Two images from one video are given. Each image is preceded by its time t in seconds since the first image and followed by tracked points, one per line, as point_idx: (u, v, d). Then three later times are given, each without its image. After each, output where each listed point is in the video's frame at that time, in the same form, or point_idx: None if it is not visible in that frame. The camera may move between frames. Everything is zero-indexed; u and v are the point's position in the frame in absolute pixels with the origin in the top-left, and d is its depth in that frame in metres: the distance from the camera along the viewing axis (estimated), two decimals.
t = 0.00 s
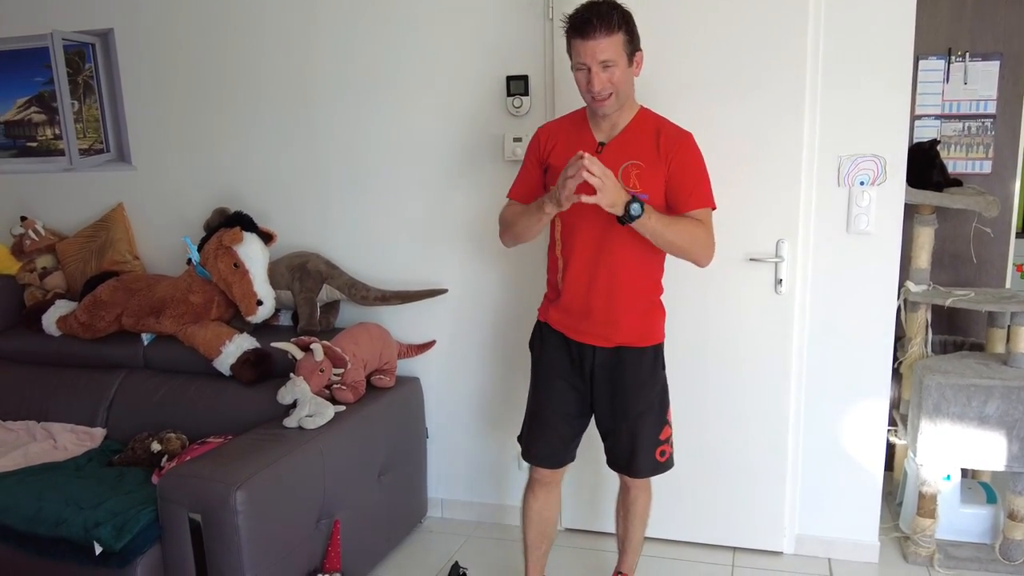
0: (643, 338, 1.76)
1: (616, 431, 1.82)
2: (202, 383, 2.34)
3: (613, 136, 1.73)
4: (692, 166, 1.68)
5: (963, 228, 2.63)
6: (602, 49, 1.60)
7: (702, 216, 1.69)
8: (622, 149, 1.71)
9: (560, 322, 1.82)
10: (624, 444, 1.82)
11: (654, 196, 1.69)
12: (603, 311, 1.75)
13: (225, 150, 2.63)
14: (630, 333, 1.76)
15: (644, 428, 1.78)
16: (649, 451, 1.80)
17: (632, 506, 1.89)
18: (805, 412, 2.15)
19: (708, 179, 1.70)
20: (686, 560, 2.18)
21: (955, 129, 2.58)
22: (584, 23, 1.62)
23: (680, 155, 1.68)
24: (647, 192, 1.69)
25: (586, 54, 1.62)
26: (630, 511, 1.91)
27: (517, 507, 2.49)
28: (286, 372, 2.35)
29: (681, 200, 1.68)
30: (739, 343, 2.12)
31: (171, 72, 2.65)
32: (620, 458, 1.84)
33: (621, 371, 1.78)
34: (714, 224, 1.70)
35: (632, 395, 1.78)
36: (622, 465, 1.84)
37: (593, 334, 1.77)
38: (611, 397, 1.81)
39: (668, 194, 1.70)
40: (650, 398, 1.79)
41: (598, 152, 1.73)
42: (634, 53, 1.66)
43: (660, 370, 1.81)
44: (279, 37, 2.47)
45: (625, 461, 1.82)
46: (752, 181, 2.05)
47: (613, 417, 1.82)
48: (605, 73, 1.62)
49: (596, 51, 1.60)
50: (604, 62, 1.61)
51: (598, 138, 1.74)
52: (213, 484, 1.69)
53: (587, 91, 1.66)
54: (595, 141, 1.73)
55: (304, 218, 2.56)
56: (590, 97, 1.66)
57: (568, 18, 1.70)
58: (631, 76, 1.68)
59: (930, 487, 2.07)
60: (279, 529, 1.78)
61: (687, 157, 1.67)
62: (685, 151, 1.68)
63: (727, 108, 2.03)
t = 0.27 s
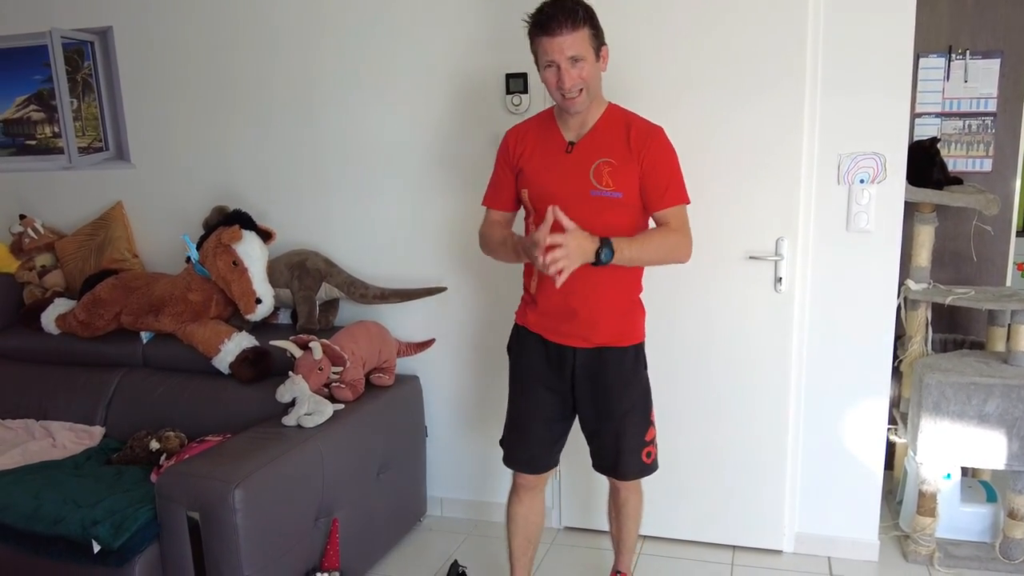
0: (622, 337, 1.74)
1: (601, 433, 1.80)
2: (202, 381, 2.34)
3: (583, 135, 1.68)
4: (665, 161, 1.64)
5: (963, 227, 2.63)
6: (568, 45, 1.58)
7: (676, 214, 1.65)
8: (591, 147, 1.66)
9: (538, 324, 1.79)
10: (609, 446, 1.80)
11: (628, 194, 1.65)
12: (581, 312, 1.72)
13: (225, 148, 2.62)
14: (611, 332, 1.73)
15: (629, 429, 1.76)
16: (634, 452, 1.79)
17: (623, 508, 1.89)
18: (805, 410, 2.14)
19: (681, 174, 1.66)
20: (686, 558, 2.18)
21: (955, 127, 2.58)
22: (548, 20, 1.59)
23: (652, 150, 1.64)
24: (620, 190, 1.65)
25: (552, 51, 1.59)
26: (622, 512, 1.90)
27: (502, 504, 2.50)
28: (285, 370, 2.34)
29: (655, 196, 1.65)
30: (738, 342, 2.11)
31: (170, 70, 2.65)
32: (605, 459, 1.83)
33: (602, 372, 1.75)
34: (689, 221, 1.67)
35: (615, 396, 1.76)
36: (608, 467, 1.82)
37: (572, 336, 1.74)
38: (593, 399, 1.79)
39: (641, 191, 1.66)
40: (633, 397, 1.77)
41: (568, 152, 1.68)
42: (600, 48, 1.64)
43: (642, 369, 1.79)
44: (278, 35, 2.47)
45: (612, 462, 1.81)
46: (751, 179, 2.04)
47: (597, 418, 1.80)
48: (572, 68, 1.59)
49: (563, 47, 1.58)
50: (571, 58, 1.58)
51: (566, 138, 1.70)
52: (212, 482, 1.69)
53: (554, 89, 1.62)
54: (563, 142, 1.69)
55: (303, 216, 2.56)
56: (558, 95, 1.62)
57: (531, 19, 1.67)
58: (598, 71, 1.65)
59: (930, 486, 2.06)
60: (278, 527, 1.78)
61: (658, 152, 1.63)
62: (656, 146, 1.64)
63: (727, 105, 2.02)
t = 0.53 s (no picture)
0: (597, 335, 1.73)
1: (578, 438, 1.77)
2: (203, 380, 2.34)
3: (538, 133, 1.63)
4: (625, 155, 1.63)
5: (965, 226, 2.62)
6: (519, 31, 1.55)
7: (641, 208, 1.65)
8: (550, 147, 1.62)
9: (511, 330, 1.74)
10: (588, 449, 1.78)
11: (592, 193, 1.62)
12: (555, 315, 1.70)
13: (225, 146, 2.62)
14: (585, 332, 1.72)
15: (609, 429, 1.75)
16: (615, 449, 1.78)
17: (613, 514, 1.88)
18: (806, 409, 2.14)
19: (641, 166, 1.65)
20: (687, 558, 2.18)
21: (957, 126, 2.57)
22: (499, 6, 1.56)
23: (613, 146, 1.61)
24: (584, 190, 1.61)
25: (503, 37, 1.55)
26: (612, 517, 1.89)
27: (489, 501, 2.52)
28: (285, 370, 2.33)
29: (619, 192, 1.64)
30: (739, 341, 2.11)
31: (170, 69, 2.65)
32: (585, 463, 1.80)
33: (579, 373, 1.74)
34: (654, 213, 1.67)
35: (592, 395, 1.75)
36: (589, 470, 1.80)
37: (548, 338, 1.71)
38: (568, 401, 1.76)
39: (604, 188, 1.64)
40: (610, 397, 1.76)
41: (526, 155, 1.63)
42: (551, 39, 1.61)
43: (615, 366, 1.78)
44: (278, 34, 2.47)
45: (592, 466, 1.78)
46: (752, 178, 2.04)
47: (573, 422, 1.77)
48: (524, 56, 1.56)
49: (514, 33, 1.55)
50: (522, 44, 1.55)
51: (522, 138, 1.64)
52: (212, 482, 1.69)
53: (506, 77, 1.58)
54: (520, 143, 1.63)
55: (303, 215, 2.56)
56: (510, 85, 1.58)
57: (479, 10, 1.64)
58: (550, 64, 1.62)
59: (931, 485, 2.06)
60: (279, 527, 1.78)
61: (618, 148, 1.61)
62: (615, 141, 1.62)
63: (727, 104, 2.02)
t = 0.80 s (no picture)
0: (587, 331, 1.75)
1: (577, 430, 1.79)
2: (203, 380, 2.34)
3: (515, 134, 1.63)
4: (601, 152, 1.66)
5: (965, 226, 2.62)
6: (494, 29, 1.55)
7: (618, 204, 1.69)
8: (528, 147, 1.62)
9: (502, 334, 1.73)
10: (587, 440, 1.79)
11: (573, 191, 1.65)
12: (544, 315, 1.70)
13: (226, 146, 2.62)
14: (573, 329, 1.73)
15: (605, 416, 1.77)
16: (612, 439, 1.80)
17: (606, 502, 1.90)
18: (806, 410, 2.14)
19: (616, 162, 1.69)
20: (688, 558, 2.18)
21: (958, 126, 2.57)
22: (472, 5, 1.56)
23: (589, 143, 1.65)
24: (565, 188, 1.64)
25: (477, 35, 1.55)
26: (605, 503, 1.91)
27: (486, 499, 2.52)
28: (286, 369, 2.34)
29: (596, 188, 1.67)
30: (739, 341, 2.11)
31: (171, 68, 2.65)
32: (585, 454, 1.81)
33: (572, 366, 1.75)
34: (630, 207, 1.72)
35: (588, 387, 1.76)
36: (590, 461, 1.81)
37: (541, 338, 1.71)
38: (565, 394, 1.77)
39: (582, 186, 1.67)
40: (603, 386, 1.78)
41: (505, 156, 1.62)
42: (524, 39, 1.62)
43: (606, 357, 1.80)
44: (279, 34, 2.47)
45: (592, 455, 1.80)
46: (753, 178, 2.04)
47: (569, 414, 1.79)
48: (499, 54, 1.56)
49: (488, 30, 1.55)
50: (497, 42, 1.56)
51: (499, 139, 1.64)
52: (213, 481, 1.69)
53: (481, 76, 1.57)
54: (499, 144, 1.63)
55: (304, 215, 2.56)
56: (485, 83, 1.58)
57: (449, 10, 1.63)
58: (523, 63, 1.63)
59: (932, 485, 2.06)
60: (280, 527, 1.78)
61: (593, 144, 1.64)
62: (590, 138, 1.65)
63: (728, 104, 2.02)
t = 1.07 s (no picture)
0: (585, 330, 1.75)
1: (571, 430, 1.80)
2: (204, 379, 2.35)
3: (518, 129, 1.64)
4: (602, 150, 1.68)
5: (966, 226, 2.62)
6: (499, 17, 1.58)
7: (619, 202, 1.70)
8: (530, 142, 1.63)
9: (502, 332, 1.73)
10: (583, 440, 1.81)
11: (575, 186, 1.65)
12: (545, 313, 1.69)
13: (227, 146, 2.63)
14: (573, 327, 1.73)
15: (602, 415, 1.78)
16: (608, 439, 1.81)
17: (602, 492, 1.92)
18: (807, 409, 2.14)
19: (617, 160, 1.70)
20: (689, 557, 2.18)
21: (959, 126, 2.57)
22: None
23: (591, 141, 1.66)
24: (567, 184, 1.64)
25: (483, 22, 1.59)
26: (602, 495, 1.93)
27: (486, 499, 2.53)
28: (286, 367, 2.36)
29: (598, 186, 1.68)
30: (740, 341, 2.12)
31: (173, 68, 2.66)
32: (581, 454, 1.82)
33: (570, 365, 1.76)
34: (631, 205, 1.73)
35: (585, 387, 1.77)
36: (585, 462, 1.82)
37: (541, 337, 1.71)
38: (562, 393, 1.78)
39: (583, 183, 1.68)
40: (599, 386, 1.79)
41: (508, 150, 1.63)
42: (528, 34, 1.65)
43: (604, 357, 1.81)
44: (281, 34, 2.48)
45: (587, 456, 1.81)
46: (754, 178, 2.04)
47: (566, 413, 1.80)
48: (504, 42, 1.58)
49: (494, 18, 1.58)
50: (502, 30, 1.58)
51: (501, 135, 1.65)
52: (214, 480, 1.70)
53: (486, 63, 1.59)
54: (502, 139, 1.63)
55: (305, 215, 2.57)
56: (489, 71, 1.59)
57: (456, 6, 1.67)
58: (526, 58, 1.65)
59: (932, 485, 2.07)
60: (281, 525, 1.78)
61: (595, 142, 1.66)
62: (591, 136, 1.67)
63: (728, 104, 2.02)
